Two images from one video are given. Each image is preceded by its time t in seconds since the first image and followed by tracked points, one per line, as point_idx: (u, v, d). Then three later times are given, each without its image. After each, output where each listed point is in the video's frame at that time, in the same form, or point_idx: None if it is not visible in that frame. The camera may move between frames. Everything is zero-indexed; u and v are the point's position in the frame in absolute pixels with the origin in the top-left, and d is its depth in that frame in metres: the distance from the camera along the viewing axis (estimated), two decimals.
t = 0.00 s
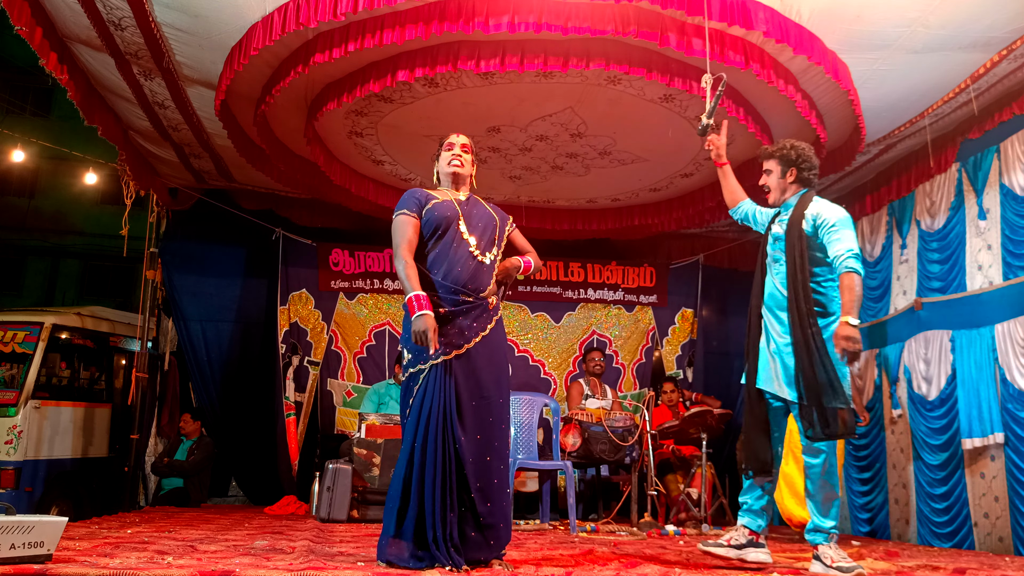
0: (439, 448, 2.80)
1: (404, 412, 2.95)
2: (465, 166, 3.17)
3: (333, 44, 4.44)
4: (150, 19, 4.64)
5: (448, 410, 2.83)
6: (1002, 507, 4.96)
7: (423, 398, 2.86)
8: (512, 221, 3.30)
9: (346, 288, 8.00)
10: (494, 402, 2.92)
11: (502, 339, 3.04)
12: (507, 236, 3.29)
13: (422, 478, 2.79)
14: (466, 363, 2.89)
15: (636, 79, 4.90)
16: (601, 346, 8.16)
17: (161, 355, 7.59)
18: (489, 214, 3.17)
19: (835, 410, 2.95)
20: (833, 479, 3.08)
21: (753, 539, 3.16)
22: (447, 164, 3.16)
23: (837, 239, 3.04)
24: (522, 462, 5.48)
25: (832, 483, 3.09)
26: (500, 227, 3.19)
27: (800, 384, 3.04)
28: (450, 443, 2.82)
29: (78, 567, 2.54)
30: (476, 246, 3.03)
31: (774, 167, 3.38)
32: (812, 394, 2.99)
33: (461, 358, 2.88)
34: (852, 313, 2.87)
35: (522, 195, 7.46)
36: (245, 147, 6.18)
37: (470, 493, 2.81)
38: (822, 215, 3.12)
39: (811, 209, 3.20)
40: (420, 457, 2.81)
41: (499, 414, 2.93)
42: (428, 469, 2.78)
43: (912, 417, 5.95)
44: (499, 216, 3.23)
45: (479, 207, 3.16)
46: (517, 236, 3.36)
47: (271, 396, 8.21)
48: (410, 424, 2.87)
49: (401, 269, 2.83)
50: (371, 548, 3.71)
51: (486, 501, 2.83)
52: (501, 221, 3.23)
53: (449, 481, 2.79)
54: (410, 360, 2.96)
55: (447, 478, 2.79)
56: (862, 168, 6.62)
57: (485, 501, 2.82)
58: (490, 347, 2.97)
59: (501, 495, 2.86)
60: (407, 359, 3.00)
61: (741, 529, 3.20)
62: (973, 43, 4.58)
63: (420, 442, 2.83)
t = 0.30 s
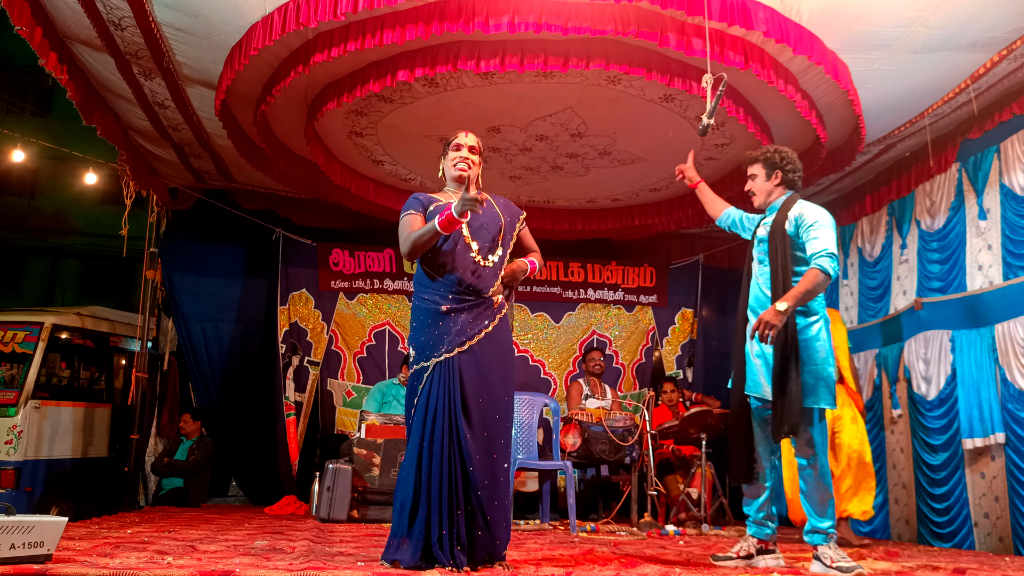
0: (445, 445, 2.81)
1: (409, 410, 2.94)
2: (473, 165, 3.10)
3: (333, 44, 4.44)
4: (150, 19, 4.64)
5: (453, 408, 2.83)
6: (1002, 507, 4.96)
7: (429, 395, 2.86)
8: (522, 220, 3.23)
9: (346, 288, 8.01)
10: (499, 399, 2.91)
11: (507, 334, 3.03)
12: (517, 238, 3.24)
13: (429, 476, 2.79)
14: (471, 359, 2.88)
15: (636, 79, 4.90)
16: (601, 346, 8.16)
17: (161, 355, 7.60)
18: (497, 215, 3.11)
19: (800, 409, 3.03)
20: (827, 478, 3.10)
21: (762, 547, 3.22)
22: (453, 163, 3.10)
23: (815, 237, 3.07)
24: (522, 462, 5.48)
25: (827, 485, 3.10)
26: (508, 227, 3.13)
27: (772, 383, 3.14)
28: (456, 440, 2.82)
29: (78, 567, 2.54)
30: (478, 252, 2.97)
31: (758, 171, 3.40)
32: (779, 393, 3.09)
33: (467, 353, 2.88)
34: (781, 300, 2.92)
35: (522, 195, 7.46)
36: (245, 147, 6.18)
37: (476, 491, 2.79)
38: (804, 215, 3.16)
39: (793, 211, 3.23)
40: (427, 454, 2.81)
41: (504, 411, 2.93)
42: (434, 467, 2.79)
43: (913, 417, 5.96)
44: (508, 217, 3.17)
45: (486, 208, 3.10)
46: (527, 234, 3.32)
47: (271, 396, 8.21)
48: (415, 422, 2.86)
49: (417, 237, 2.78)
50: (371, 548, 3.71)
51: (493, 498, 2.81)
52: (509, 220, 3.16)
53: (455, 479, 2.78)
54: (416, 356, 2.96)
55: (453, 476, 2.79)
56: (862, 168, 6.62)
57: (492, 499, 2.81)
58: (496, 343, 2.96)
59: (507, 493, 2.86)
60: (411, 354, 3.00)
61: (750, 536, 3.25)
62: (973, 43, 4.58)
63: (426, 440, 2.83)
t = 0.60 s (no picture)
0: (444, 445, 2.80)
1: (410, 410, 2.94)
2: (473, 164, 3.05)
3: (333, 44, 4.44)
4: (149, 18, 4.64)
5: (451, 407, 2.82)
6: (1002, 507, 4.96)
7: (428, 395, 2.87)
8: (526, 216, 3.21)
9: (346, 288, 8.01)
10: (499, 399, 2.90)
11: (507, 332, 3.03)
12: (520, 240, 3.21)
13: (428, 475, 2.79)
14: (470, 357, 2.87)
15: (636, 79, 4.90)
16: (601, 346, 8.16)
17: (161, 355, 7.60)
18: (498, 215, 3.08)
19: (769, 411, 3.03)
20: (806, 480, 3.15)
21: (764, 550, 3.19)
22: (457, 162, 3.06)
23: (795, 252, 3.17)
24: (522, 462, 5.48)
25: (806, 494, 3.13)
26: (509, 229, 3.10)
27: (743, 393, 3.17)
28: (455, 440, 2.81)
29: (78, 567, 2.54)
30: (477, 256, 2.96)
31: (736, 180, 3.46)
32: (751, 396, 3.09)
33: (464, 352, 2.87)
34: (814, 330, 3.07)
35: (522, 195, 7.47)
36: (245, 147, 6.18)
37: (475, 491, 2.78)
38: (778, 226, 3.24)
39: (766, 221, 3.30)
40: (426, 453, 2.81)
41: (504, 411, 2.92)
42: (432, 465, 2.79)
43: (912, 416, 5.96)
44: (511, 217, 3.14)
45: (488, 209, 3.07)
46: (533, 227, 3.28)
47: (271, 396, 8.21)
48: (416, 422, 2.86)
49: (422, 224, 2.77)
50: (371, 548, 3.71)
51: (491, 498, 2.80)
52: (512, 221, 3.13)
53: (454, 479, 2.77)
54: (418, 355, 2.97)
55: (451, 476, 2.78)
56: (861, 168, 6.62)
57: (490, 498, 2.80)
58: (496, 343, 2.95)
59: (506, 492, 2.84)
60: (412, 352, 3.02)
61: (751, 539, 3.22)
62: (972, 43, 4.58)
63: (425, 439, 2.83)
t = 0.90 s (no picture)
0: (439, 446, 2.81)
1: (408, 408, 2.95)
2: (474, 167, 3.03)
3: (333, 44, 4.44)
4: (150, 19, 4.65)
5: (446, 410, 2.83)
6: (1002, 507, 4.96)
7: (425, 395, 2.88)
8: (529, 217, 3.19)
9: (346, 288, 8.01)
10: (496, 402, 2.89)
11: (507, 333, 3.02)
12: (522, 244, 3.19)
13: (422, 476, 2.80)
14: (466, 360, 2.87)
15: (636, 79, 4.89)
16: (601, 346, 8.16)
17: (161, 355, 7.60)
18: (497, 217, 3.06)
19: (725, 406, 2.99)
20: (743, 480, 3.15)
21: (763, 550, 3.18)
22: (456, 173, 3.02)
23: (780, 252, 3.19)
24: (522, 462, 5.48)
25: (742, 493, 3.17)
26: (509, 231, 3.08)
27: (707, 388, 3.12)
28: (450, 441, 2.81)
29: (78, 567, 2.54)
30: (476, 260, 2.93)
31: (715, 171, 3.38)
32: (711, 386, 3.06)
33: (461, 355, 2.87)
34: (808, 326, 3.13)
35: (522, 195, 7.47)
36: (245, 147, 6.18)
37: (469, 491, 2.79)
38: (763, 228, 3.24)
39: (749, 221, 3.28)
40: (421, 454, 2.83)
41: (502, 414, 2.91)
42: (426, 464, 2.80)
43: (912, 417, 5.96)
44: (513, 219, 3.13)
45: (488, 210, 3.05)
46: (538, 226, 3.25)
47: (271, 396, 8.21)
48: (412, 423, 2.88)
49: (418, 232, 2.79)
50: (371, 548, 3.71)
51: (485, 501, 2.80)
52: (513, 222, 3.12)
53: (449, 480, 2.78)
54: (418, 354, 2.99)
55: (445, 477, 2.79)
56: (861, 169, 6.62)
57: (483, 501, 2.80)
58: (495, 345, 2.94)
59: (502, 494, 2.84)
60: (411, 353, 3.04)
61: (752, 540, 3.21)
62: (972, 43, 4.58)
63: (421, 439, 2.85)
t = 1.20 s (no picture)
0: (435, 447, 2.81)
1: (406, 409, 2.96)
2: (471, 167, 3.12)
3: (333, 44, 4.44)
4: (149, 19, 4.65)
5: (440, 411, 2.83)
6: (1002, 507, 4.96)
7: (422, 396, 2.88)
8: (531, 215, 3.16)
9: (346, 288, 8.01)
10: (491, 402, 2.88)
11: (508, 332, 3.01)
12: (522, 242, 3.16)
13: (420, 476, 2.80)
14: (461, 360, 2.87)
15: (636, 79, 4.90)
16: (601, 346, 8.16)
17: (161, 355, 7.60)
18: (494, 214, 3.07)
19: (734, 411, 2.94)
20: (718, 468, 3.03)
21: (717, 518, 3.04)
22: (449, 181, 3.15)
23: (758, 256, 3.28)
24: (522, 462, 5.49)
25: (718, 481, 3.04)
26: (506, 228, 3.07)
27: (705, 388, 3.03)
28: (445, 442, 2.81)
29: (78, 567, 2.54)
30: (472, 255, 2.95)
31: (716, 164, 3.30)
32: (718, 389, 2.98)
33: (456, 355, 2.87)
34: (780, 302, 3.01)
35: (522, 195, 7.47)
36: (245, 147, 6.18)
37: (465, 492, 2.77)
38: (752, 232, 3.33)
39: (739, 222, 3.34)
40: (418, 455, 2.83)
41: (498, 414, 2.89)
42: (423, 464, 2.81)
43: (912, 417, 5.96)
44: (513, 218, 3.11)
45: (486, 208, 3.07)
46: (545, 226, 3.19)
47: (271, 396, 8.21)
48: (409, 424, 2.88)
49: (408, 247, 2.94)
50: (371, 548, 3.71)
51: (482, 501, 2.79)
52: (512, 220, 3.10)
53: (445, 480, 2.78)
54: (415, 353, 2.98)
55: (441, 478, 2.79)
56: (861, 169, 6.62)
57: (480, 501, 2.79)
58: (491, 345, 2.93)
59: (500, 494, 2.84)
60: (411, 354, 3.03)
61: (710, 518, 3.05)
62: (972, 43, 4.58)
63: (417, 440, 2.85)
